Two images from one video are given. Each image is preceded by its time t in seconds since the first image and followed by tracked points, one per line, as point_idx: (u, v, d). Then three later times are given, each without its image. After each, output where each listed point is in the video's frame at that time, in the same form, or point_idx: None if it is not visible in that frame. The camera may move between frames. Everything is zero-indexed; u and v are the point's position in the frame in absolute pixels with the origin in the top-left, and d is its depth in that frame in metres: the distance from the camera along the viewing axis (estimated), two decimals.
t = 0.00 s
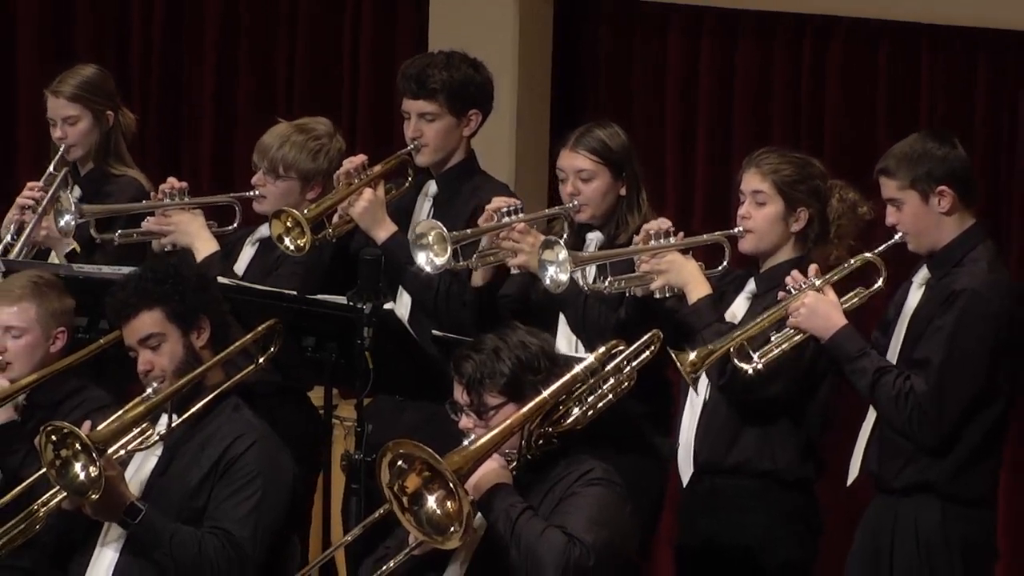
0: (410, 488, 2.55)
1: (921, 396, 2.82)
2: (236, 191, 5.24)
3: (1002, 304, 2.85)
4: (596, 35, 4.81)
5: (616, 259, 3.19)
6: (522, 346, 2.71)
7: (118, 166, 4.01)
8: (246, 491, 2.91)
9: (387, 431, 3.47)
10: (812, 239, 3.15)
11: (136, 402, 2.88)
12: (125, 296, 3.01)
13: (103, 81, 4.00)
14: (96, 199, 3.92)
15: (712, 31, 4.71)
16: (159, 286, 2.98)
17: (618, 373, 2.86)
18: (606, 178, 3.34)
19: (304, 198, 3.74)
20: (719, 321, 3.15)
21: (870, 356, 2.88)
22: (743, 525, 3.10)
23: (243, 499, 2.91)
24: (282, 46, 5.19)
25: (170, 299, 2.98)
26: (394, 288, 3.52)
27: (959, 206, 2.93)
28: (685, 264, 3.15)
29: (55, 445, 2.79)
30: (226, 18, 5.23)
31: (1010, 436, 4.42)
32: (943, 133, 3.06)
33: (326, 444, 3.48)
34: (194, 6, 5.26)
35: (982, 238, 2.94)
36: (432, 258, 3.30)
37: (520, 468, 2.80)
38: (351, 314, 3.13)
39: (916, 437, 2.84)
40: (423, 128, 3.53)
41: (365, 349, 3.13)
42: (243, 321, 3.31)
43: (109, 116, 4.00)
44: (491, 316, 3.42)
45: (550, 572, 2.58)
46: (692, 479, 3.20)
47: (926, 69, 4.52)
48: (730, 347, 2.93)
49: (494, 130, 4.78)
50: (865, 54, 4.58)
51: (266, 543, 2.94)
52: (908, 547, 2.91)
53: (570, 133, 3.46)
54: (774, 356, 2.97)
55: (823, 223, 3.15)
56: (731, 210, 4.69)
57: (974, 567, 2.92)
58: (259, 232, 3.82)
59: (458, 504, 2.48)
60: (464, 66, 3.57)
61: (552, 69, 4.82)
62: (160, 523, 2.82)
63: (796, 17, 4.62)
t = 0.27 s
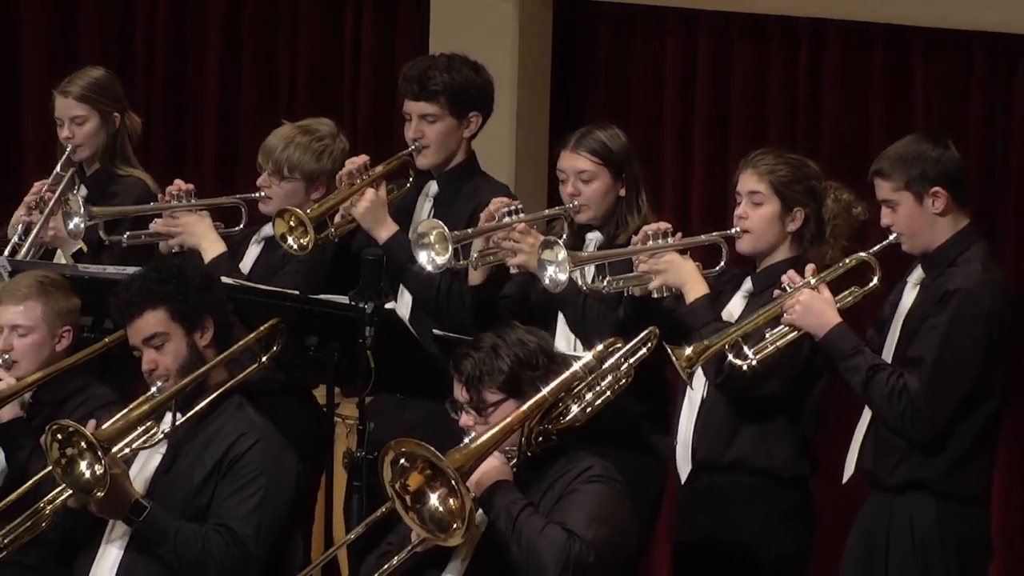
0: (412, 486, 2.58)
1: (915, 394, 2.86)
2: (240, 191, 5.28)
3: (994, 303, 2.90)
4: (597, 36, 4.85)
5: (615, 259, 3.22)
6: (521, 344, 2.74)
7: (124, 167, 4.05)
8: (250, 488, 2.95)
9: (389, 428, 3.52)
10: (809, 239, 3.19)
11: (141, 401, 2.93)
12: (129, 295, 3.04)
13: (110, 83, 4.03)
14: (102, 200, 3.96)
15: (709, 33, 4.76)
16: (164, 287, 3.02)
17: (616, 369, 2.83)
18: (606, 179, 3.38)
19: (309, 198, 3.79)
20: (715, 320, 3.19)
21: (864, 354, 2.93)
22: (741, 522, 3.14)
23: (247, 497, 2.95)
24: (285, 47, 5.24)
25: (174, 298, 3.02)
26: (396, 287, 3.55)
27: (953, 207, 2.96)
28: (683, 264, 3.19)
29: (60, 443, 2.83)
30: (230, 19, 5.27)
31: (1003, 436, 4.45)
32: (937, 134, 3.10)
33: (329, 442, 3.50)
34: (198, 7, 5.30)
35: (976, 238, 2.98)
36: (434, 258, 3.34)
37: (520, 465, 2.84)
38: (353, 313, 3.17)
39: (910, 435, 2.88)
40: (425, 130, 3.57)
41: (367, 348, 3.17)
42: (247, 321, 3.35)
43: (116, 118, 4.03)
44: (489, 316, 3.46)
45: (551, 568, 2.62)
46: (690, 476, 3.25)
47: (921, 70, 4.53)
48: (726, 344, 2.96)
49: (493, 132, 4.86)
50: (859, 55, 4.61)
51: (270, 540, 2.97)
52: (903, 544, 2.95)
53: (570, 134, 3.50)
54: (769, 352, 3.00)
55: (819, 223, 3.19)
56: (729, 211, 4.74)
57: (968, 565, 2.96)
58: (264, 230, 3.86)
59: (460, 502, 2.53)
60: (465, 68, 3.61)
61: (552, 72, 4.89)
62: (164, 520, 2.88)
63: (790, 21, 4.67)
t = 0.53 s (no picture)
0: (426, 486, 2.61)
1: (922, 392, 2.89)
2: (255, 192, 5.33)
3: (1002, 303, 2.93)
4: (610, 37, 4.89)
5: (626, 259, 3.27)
6: (534, 344, 2.79)
7: (141, 167, 4.09)
8: (266, 487, 2.99)
9: (402, 427, 3.56)
10: (817, 239, 3.22)
11: (158, 400, 2.98)
12: (146, 296, 3.08)
13: (128, 83, 4.08)
14: (118, 199, 4.00)
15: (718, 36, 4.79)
16: (180, 287, 3.06)
17: (625, 368, 2.84)
18: (616, 180, 3.41)
19: (325, 199, 3.82)
20: (727, 318, 3.20)
21: (871, 352, 2.95)
22: (749, 520, 3.16)
23: (263, 495, 2.99)
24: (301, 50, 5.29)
25: (191, 298, 3.06)
26: (409, 286, 3.57)
27: (959, 207, 3.00)
28: (695, 264, 3.22)
29: (78, 442, 2.91)
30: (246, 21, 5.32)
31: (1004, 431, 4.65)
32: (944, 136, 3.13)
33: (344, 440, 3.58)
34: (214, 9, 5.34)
35: (983, 238, 3.01)
36: (443, 252, 3.38)
37: (532, 462, 2.88)
38: (368, 314, 3.18)
39: (917, 433, 2.90)
40: (438, 131, 3.61)
41: (381, 348, 3.20)
42: (262, 321, 3.39)
43: (133, 118, 4.08)
44: (502, 316, 3.51)
45: (563, 565, 2.66)
46: (701, 474, 3.28)
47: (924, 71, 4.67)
48: (733, 341, 2.99)
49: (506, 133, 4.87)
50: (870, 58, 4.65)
51: (286, 538, 3.01)
52: (911, 542, 2.97)
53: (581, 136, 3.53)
54: (776, 350, 3.03)
55: (827, 224, 3.23)
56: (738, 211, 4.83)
57: (976, 563, 2.99)
58: (282, 231, 3.91)
59: (473, 500, 2.56)
60: (478, 71, 3.65)
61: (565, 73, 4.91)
62: (181, 519, 2.92)
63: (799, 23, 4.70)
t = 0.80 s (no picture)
0: (430, 484, 2.66)
1: (919, 389, 2.95)
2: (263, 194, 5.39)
3: (998, 303, 2.98)
4: (615, 41, 4.93)
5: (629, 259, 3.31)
6: (536, 343, 2.83)
7: (150, 167, 4.14)
8: (273, 483, 3.04)
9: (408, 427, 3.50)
10: (818, 240, 3.27)
11: (167, 398, 3.02)
12: (157, 295, 3.13)
13: (137, 85, 4.12)
14: (128, 199, 4.05)
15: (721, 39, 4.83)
16: (190, 287, 3.11)
17: (628, 366, 2.88)
18: (618, 182, 3.46)
19: (334, 199, 3.87)
20: (728, 317, 3.24)
21: (869, 350, 3.01)
22: (749, 516, 3.22)
23: (270, 491, 3.03)
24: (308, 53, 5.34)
25: (200, 297, 3.11)
26: (415, 284, 3.64)
27: (957, 208, 3.04)
28: (697, 265, 3.27)
29: (87, 439, 2.96)
30: (255, 25, 5.37)
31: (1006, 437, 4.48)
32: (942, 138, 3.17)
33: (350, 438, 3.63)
34: (223, 13, 5.40)
35: (980, 238, 3.05)
36: (448, 255, 3.44)
37: (535, 459, 2.93)
38: (374, 313, 3.25)
39: (913, 430, 2.96)
40: (445, 133, 3.65)
41: (387, 346, 3.26)
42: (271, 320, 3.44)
43: (142, 118, 4.13)
44: (505, 315, 3.55)
45: (566, 560, 2.70)
46: (702, 471, 3.31)
47: (925, 74, 4.59)
48: (732, 339, 3.05)
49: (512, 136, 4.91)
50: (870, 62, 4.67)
51: (292, 534, 3.06)
52: (910, 539, 3.02)
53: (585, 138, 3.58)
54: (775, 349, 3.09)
55: (827, 225, 3.27)
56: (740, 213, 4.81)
57: (973, 560, 3.03)
58: (291, 232, 3.95)
59: (476, 498, 2.61)
60: (484, 73, 3.70)
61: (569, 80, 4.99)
62: (188, 515, 2.97)
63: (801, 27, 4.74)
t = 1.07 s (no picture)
0: (441, 480, 2.70)
1: (920, 389, 3.00)
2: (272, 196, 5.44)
3: (998, 303, 3.03)
4: (622, 44, 4.98)
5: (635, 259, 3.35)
6: (545, 341, 2.87)
7: (162, 169, 4.19)
8: (283, 480, 3.08)
9: (417, 424, 3.54)
10: (822, 241, 3.31)
11: (178, 396, 3.07)
12: (169, 294, 3.19)
13: (149, 87, 4.17)
14: (139, 201, 4.10)
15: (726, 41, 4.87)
16: (202, 286, 3.16)
17: (636, 367, 2.96)
18: (623, 183, 3.50)
19: (345, 201, 3.91)
20: (732, 316, 3.29)
21: (871, 350, 3.06)
22: (753, 513, 3.27)
23: (280, 488, 3.08)
24: (319, 55, 5.39)
25: (211, 296, 3.16)
26: (424, 285, 3.69)
27: (958, 209, 3.10)
28: (702, 264, 3.31)
29: (100, 437, 3.02)
30: (266, 28, 5.43)
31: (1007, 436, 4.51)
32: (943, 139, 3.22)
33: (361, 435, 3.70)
34: (235, 16, 5.45)
35: (982, 239, 3.10)
36: (455, 256, 3.48)
37: (546, 457, 2.96)
38: (383, 314, 3.32)
39: (916, 429, 3.01)
40: (454, 135, 3.70)
41: (397, 346, 3.31)
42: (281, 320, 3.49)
43: (154, 121, 4.18)
44: (513, 316, 3.58)
45: (574, 557, 2.74)
46: (707, 469, 3.36)
47: (928, 77, 4.64)
48: (736, 338, 3.09)
49: (521, 138, 4.95)
50: (873, 64, 4.70)
51: (302, 530, 3.11)
52: (911, 536, 3.06)
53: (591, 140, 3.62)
54: (778, 347, 3.14)
55: (831, 226, 3.31)
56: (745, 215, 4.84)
57: (973, 557, 3.07)
58: (304, 233, 4.00)
59: (488, 494, 2.66)
60: (493, 76, 3.74)
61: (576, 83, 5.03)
62: (199, 512, 3.02)
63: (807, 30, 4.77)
